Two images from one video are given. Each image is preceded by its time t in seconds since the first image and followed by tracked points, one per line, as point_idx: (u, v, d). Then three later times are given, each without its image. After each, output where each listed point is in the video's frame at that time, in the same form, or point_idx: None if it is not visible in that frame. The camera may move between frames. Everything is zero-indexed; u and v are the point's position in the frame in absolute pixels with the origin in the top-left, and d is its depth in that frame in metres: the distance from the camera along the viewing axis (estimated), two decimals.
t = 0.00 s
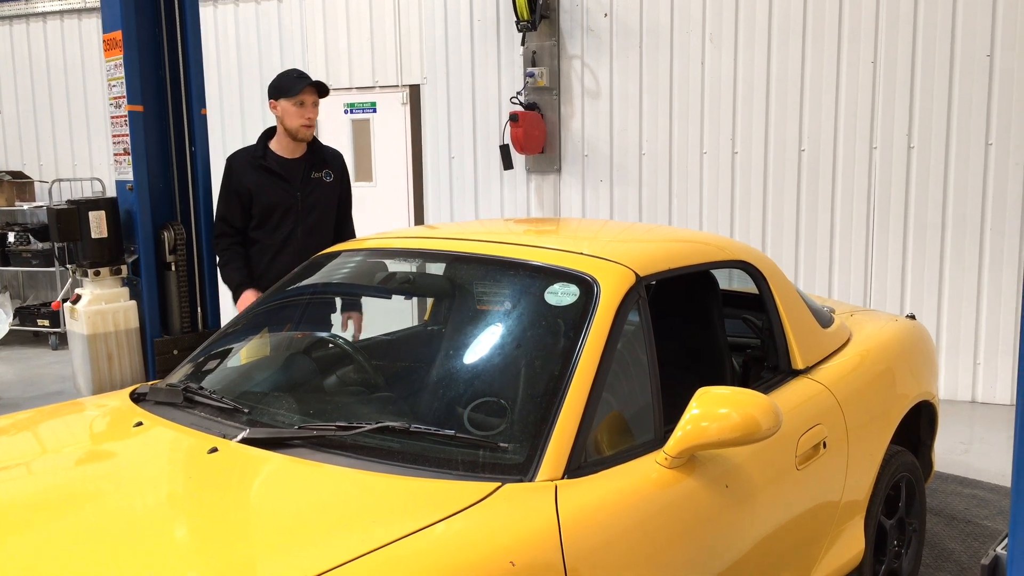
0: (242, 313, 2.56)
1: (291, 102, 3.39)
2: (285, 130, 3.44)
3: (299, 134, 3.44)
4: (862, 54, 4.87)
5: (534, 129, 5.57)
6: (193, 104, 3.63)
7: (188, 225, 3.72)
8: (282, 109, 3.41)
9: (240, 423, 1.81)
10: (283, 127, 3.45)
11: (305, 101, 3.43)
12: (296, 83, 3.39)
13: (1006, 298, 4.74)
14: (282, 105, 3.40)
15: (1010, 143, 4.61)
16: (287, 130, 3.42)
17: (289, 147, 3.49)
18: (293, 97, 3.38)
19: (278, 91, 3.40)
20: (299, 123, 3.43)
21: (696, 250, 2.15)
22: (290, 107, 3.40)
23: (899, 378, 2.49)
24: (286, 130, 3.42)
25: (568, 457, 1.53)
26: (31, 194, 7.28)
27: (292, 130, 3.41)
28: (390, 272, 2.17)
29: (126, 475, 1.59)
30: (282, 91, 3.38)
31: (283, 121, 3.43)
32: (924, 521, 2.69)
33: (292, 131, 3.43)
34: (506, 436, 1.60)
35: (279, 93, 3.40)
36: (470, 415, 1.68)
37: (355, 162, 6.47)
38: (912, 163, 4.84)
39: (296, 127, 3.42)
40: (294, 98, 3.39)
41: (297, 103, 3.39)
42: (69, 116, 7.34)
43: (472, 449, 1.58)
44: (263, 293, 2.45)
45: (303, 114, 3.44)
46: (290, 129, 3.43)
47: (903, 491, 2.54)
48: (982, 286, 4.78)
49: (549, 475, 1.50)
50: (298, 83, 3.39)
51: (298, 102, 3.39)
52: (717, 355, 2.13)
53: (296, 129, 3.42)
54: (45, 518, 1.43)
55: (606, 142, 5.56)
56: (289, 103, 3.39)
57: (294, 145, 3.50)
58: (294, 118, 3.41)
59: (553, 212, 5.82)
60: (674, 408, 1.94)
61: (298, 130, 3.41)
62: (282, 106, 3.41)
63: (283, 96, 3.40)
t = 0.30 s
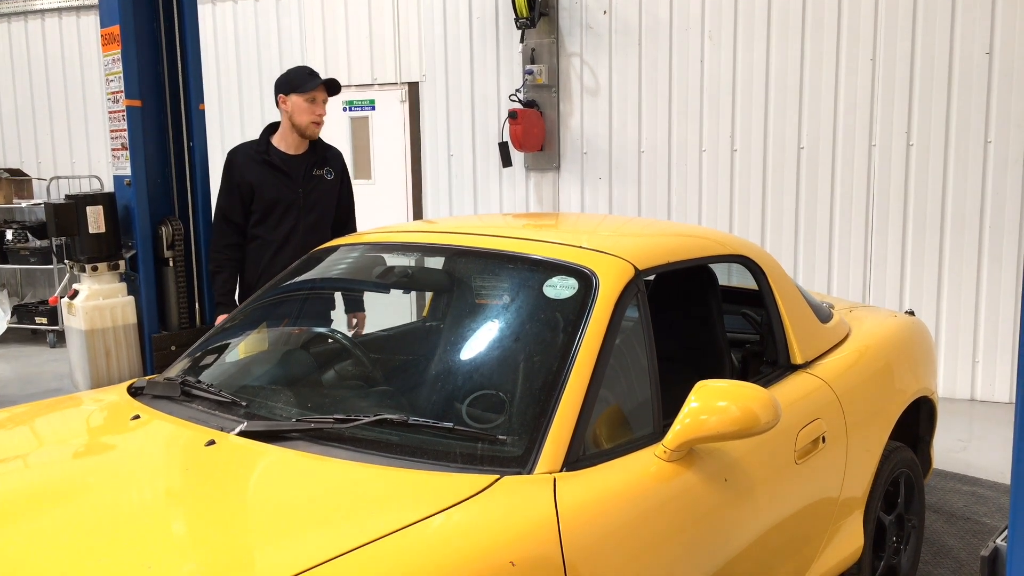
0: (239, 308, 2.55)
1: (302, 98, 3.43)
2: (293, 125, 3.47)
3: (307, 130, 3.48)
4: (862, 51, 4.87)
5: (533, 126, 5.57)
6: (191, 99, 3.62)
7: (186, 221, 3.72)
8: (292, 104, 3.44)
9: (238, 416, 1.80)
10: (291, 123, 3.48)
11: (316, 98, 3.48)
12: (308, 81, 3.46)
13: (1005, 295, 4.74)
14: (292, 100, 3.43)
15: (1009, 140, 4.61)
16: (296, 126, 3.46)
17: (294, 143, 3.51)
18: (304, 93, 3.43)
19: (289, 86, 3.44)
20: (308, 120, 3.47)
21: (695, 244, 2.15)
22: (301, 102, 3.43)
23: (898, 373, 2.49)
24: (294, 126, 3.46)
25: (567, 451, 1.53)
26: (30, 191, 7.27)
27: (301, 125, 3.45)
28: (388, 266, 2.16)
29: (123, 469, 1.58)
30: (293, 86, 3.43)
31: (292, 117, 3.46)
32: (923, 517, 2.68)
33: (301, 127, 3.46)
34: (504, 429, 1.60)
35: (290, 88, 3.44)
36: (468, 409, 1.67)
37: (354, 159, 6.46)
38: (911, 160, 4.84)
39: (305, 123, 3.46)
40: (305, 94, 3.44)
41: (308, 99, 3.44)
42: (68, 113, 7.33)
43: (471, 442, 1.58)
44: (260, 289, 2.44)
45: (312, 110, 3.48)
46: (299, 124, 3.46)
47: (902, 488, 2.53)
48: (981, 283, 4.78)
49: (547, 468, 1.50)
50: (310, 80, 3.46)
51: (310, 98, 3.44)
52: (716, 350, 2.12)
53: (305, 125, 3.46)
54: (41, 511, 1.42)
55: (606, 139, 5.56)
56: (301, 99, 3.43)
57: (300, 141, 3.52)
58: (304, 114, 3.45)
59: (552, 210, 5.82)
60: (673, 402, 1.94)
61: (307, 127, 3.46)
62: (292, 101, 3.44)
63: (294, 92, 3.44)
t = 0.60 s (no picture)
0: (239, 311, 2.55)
1: (310, 104, 3.44)
2: (299, 130, 3.49)
3: (313, 135, 3.50)
4: (862, 53, 4.87)
5: (533, 127, 5.57)
6: (191, 100, 3.62)
7: (186, 222, 3.72)
8: (299, 109, 3.45)
9: (240, 419, 1.80)
10: (297, 127, 3.49)
11: (323, 104, 3.49)
12: (316, 86, 3.45)
13: (1006, 297, 4.74)
14: (300, 105, 3.44)
15: (1010, 142, 4.61)
16: (301, 131, 3.48)
17: (299, 147, 3.53)
18: (312, 100, 3.44)
19: (297, 91, 3.44)
20: (315, 126, 3.49)
21: (696, 246, 2.15)
22: (308, 109, 3.45)
23: (899, 375, 2.49)
24: (300, 131, 3.48)
25: (569, 453, 1.53)
26: (30, 193, 7.26)
27: (307, 132, 3.47)
28: (389, 268, 2.16)
29: (124, 471, 1.58)
30: (301, 91, 3.43)
31: (298, 122, 3.47)
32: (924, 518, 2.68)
33: (307, 133, 3.48)
34: (506, 431, 1.60)
35: (297, 93, 3.44)
36: (470, 412, 1.67)
37: (354, 160, 6.46)
38: (911, 161, 4.84)
39: (311, 130, 3.48)
40: (313, 100, 3.45)
41: (316, 106, 3.45)
42: (68, 114, 7.33)
43: (472, 444, 1.58)
44: (261, 291, 2.44)
45: (318, 116, 3.50)
46: (305, 130, 3.48)
47: (903, 489, 2.54)
48: (982, 284, 4.78)
49: (549, 470, 1.50)
50: (318, 87, 3.45)
51: (317, 105, 3.45)
52: (717, 352, 2.12)
53: (311, 131, 3.48)
54: (43, 513, 1.42)
55: (606, 139, 5.56)
56: (308, 105, 3.44)
57: (304, 145, 3.55)
58: (310, 120, 3.47)
59: (552, 211, 5.82)
60: (675, 404, 1.94)
61: (313, 133, 3.48)
62: (299, 106, 3.45)
63: (302, 97, 3.44)
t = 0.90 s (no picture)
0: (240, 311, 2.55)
1: (312, 108, 3.44)
2: (300, 132, 3.49)
3: (314, 138, 3.50)
4: (861, 53, 4.87)
5: (533, 127, 5.57)
6: (192, 101, 3.63)
7: (186, 223, 3.72)
8: (301, 112, 3.45)
9: (240, 419, 1.80)
10: (298, 129, 3.50)
11: (325, 108, 3.49)
12: (319, 90, 3.45)
13: (1006, 297, 4.74)
14: (302, 108, 3.44)
15: (1010, 142, 4.62)
16: (302, 134, 3.48)
17: (299, 148, 3.53)
18: (315, 103, 3.43)
19: (300, 94, 3.43)
20: (316, 129, 3.49)
21: (696, 246, 2.15)
22: (310, 112, 3.44)
23: (899, 375, 2.49)
24: (301, 134, 3.48)
25: (569, 454, 1.53)
26: (30, 193, 7.26)
27: (308, 135, 3.47)
28: (390, 269, 2.16)
29: (124, 472, 1.58)
30: (304, 95, 3.43)
31: (300, 124, 3.47)
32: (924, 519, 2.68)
33: (308, 136, 3.48)
34: (506, 432, 1.60)
35: (300, 95, 3.43)
36: (470, 412, 1.67)
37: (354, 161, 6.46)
38: (911, 162, 4.85)
39: (313, 133, 3.48)
40: (315, 104, 3.44)
41: (318, 110, 3.45)
42: (68, 114, 7.34)
43: (472, 445, 1.58)
44: (261, 292, 2.44)
45: (320, 120, 3.50)
46: (306, 133, 3.48)
47: (903, 489, 2.54)
48: (982, 284, 4.78)
49: (550, 471, 1.50)
50: (321, 90, 3.45)
51: (319, 109, 3.45)
52: (717, 353, 2.12)
53: (313, 134, 3.48)
54: (43, 514, 1.42)
55: (606, 140, 5.56)
56: (310, 109, 3.44)
57: (304, 147, 3.55)
58: (312, 123, 3.47)
59: (552, 211, 5.82)
60: (675, 404, 1.94)
61: (313, 136, 3.48)
62: (302, 109, 3.45)
63: (305, 100, 3.44)
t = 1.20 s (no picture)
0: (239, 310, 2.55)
1: (309, 107, 3.44)
2: (298, 131, 3.49)
3: (312, 137, 3.50)
4: (861, 52, 4.87)
5: (533, 126, 5.57)
6: (191, 99, 3.63)
7: (186, 221, 3.72)
8: (298, 111, 3.45)
9: (239, 418, 1.80)
10: (296, 128, 3.50)
11: (322, 107, 3.48)
12: (316, 89, 3.44)
13: (1006, 297, 4.74)
14: (299, 107, 3.44)
15: (1010, 141, 4.61)
16: (300, 133, 3.49)
17: (298, 147, 3.54)
18: (312, 103, 3.43)
19: (297, 93, 3.43)
20: (314, 128, 3.49)
21: (695, 245, 2.15)
22: (307, 111, 3.44)
23: (899, 374, 2.49)
24: (299, 133, 3.49)
25: (569, 452, 1.53)
26: (30, 192, 7.26)
27: (306, 134, 3.48)
28: (390, 267, 2.15)
29: (124, 470, 1.58)
30: (301, 94, 3.42)
31: (298, 124, 3.48)
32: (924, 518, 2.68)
33: (306, 135, 3.49)
34: (506, 430, 1.60)
35: (297, 95, 3.43)
36: (470, 410, 1.68)
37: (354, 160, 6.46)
38: (911, 161, 4.84)
39: (310, 132, 3.48)
40: (312, 103, 3.44)
41: (315, 109, 3.44)
42: (68, 113, 7.33)
43: (472, 443, 1.58)
44: (260, 290, 2.44)
45: (318, 119, 3.49)
46: (304, 132, 3.49)
47: (902, 488, 2.54)
48: (981, 283, 4.78)
49: (549, 469, 1.50)
50: (317, 89, 3.44)
51: (316, 108, 3.44)
52: (717, 351, 2.12)
53: (310, 134, 3.48)
54: (43, 512, 1.42)
55: (606, 139, 5.56)
56: (307, 108, 3.44)
57: (304, 146, 3.55)
58: (309, 122, 3.47)
59: (552, 210, 5.81)
60: (676, 401, 1.94)
61: (311, 135, 3.48)
62: (299, 109, 3.45)
63: (302, 99, 3.44)
